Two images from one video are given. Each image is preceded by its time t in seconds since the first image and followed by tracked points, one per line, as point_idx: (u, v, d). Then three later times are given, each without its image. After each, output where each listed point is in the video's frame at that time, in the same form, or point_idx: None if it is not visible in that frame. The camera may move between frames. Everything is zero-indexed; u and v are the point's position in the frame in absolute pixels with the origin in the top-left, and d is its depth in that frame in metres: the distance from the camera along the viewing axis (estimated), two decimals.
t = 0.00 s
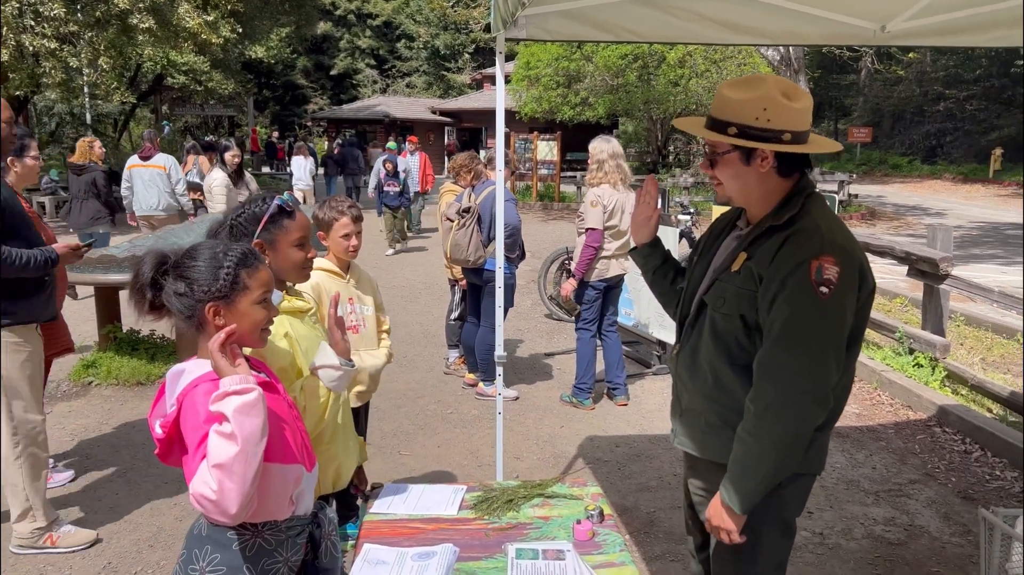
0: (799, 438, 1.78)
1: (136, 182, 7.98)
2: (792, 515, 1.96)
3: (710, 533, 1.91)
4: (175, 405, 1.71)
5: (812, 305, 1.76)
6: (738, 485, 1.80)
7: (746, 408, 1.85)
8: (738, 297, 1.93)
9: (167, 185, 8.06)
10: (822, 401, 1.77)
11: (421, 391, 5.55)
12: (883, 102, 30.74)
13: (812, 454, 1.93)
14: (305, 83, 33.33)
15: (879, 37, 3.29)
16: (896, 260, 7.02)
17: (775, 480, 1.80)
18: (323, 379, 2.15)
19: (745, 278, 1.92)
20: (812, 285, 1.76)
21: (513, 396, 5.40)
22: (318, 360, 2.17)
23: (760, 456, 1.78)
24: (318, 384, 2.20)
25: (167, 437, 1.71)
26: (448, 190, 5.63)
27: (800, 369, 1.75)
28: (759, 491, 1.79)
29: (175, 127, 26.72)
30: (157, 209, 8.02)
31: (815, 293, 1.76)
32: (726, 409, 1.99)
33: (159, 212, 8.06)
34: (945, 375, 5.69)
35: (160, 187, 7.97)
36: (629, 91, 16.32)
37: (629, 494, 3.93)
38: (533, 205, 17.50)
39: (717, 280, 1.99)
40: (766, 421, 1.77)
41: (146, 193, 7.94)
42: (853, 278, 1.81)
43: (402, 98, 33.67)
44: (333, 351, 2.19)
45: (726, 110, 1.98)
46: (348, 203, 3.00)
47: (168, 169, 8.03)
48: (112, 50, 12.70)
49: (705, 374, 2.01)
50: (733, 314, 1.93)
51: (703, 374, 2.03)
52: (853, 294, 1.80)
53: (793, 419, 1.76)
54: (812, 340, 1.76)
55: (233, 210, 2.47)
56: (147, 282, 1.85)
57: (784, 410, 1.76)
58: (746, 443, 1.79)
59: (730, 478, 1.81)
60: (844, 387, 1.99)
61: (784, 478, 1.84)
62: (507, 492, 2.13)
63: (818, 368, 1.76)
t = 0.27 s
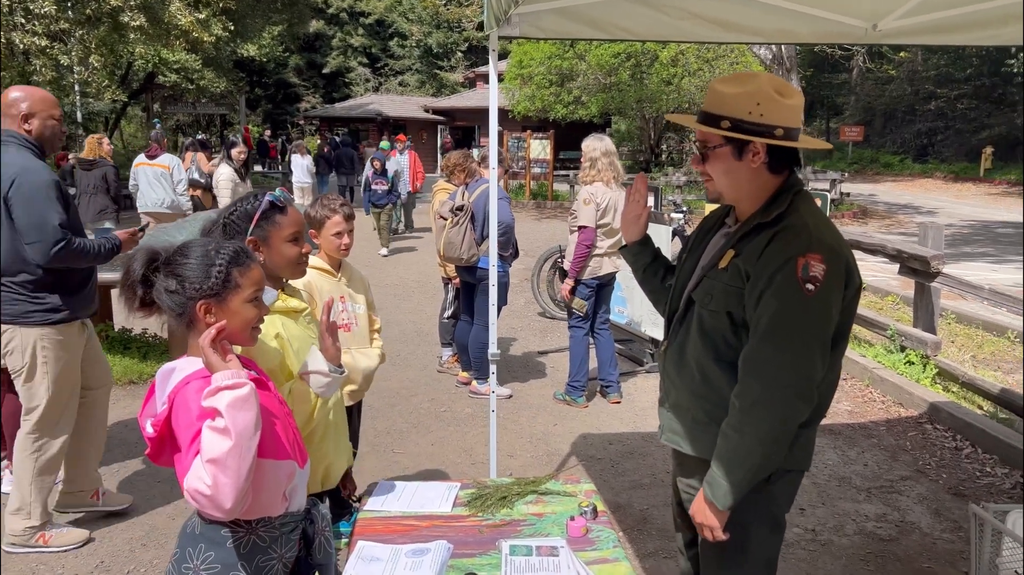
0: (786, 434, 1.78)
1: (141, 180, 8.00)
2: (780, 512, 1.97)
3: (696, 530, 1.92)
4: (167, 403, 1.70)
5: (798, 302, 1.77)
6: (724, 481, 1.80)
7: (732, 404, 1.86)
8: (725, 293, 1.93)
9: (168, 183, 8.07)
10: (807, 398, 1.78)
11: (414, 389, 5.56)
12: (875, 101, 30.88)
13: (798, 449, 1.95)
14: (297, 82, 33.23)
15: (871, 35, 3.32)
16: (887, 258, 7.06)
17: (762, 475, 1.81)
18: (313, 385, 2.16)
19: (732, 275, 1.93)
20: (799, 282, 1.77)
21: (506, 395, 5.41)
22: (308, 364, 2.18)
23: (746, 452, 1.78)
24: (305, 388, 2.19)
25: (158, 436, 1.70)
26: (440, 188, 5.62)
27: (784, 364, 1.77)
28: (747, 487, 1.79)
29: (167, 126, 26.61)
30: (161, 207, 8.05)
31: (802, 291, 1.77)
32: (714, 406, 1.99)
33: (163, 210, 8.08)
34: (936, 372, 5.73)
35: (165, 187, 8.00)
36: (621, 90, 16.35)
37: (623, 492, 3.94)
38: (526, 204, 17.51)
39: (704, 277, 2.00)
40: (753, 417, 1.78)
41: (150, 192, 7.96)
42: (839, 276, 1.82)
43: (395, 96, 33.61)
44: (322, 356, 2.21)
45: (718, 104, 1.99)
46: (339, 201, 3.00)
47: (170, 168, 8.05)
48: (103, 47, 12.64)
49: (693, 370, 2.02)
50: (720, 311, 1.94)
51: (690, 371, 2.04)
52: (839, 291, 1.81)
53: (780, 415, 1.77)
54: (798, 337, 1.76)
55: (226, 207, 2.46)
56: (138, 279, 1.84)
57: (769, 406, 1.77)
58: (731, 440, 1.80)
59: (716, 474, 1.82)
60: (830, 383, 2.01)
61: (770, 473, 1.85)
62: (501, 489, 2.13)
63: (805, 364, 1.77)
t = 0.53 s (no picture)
0: (773, 431, 1.79)
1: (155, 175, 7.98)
2: (767, 508, 1.98)
3: (684, 526, 1.93)
4: (157, 399, 1.70)
5: (785, 300, 1.78)
6: (712, 479, 1.81)
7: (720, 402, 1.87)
8: (713, 292, 1.94)
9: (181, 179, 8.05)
10: (794, 396, 1.80)
11: (407, 388, 5.55)
12: (868, 101, 31.01)
13: (786, 446, 1.96)
14: (290, 80, 33.13)
15: (862, 35, 3.34)
16: (879, 258, 7.09)
17: (749, 472, 1.82)
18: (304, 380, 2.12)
19: (720, 273, 1.93)
20: (786, 281, 1.78)
21: (499, 393, 5.41)
22: (298, 360, 2.13)
23: (735, 451, 1.79)
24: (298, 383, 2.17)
25: (149, 432, 1.70)
26: (433, 188, 5.61)
27: (771, 363, 1.78)
28: (734, 484, 1.80)
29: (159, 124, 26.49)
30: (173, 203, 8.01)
31: (789, 289, 1.78)
32: (702, 404, 2.00)
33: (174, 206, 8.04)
34: (927, 371, 5.77)
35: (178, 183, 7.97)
36: (615, 89, 16.37)
37: (614, 490, 3.95)
38: (520, 203, 17.50)
39: (692, 276, 2.00)
40: (741, 415, 1.79)
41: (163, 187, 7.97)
42: (826, 274, 1.83)
43: (389, 95, 33.54)
44: (312, 352, 2.14)
45: (701, 104, 2.00)
46: (329, 199, 3.01)
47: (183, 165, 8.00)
48: (94, 45, 12.57)
49: (681, 369, 2.03)
50: (709, 310, 1.95)
51: (678, 369, 2.05)
52: (826, 290, 1.83)
53: (768, 412, 1.78)
54: (786, 335, 1.77)
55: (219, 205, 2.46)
56: (126, 277, 1.83)
57: (757, 405, 1.78)
58: (720, 438, 1.81)
59: (704, 472, 1.83)
60: (818, 381, 2.02)
61: (758, 470, 1.86)
62: (492, 486, 2.13)
63: (792, 362, 1.78)
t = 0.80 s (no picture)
0: (769, 431, 1.80)
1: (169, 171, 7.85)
2: (762, 508, 1.99)
3: (681, 527, 1.93)
4: (152, 399, 1.70)
5: (781, 302, 1.79)
6: (709, 479, 1.82)
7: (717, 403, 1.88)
8: (709, 294, 1.95)
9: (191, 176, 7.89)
10: (790, 397, 1.80)
11: (403, 388, 5.55)
12: (864, 102, 31.10)
13: (781, 446, 1.97)
14: (286, 80, 33.10)
15: (858, 37, 3.35)
16: (874, 259, 7.11)
17: (745, 472, 1.82)
18: (308, 379, 2.11)
19: (716, 275, 1.94)
20: (782, 282, 1.79)
21: (495, 393, 5.41)
22: (301, 359, 2.12)
23: (731, 452, 1.80)
24: (301, 378, 2.14)
25: (144, 431, 1.70)
26: (430, 187, 5.61)
27: (768, 364, 1.78)
28: (730, 483, 1.81)
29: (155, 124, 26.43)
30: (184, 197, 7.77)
31: (786, 291, 1.79)
32: (698, 405, 2.01)
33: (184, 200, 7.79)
34: (922, 371, 5.79)
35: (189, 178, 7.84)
36: (612, 90, 16.39)
37: (610, 490, 3.96)
38: (516, 203, 17.51)
39: (688, 277, 2.01)
40: (737, 415, 1.80)
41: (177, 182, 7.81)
42: (820, 275, 1.85)
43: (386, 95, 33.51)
44: (316, 351, 2.14)
45: (699, 106, 2.01)
46: (322, 199, 3.01)
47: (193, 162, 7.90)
48: (90, 44, 12.53)
49: (677, 370, 2.04)
50: (705, 311, 1.96)
51: (674, 370, 2.05)
52: (821, 291, 1.84)
53: (763, 413, 1.79)
54: (782, 336, 1.78)
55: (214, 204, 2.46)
56: (122, 278, 1.83)
57: (754, 406, 1.79)
58: (717, 439, 1.81)
59: (701, 473, 1.83)
60: (813, 381, 2.03)
61: (754, 470, 1.86)
62: (487, 487, 2.14)
63: (788, 362, 1.79)
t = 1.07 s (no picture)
0: (768, 434, 1.81)
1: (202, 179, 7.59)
2: (762, 510, 2.00)
3: (681, 529, 1.94)
4: (148, 400, 1.70)
5: (780, 305, 1.79)
6: (709, 481, 1.82)
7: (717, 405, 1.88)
8: (709, 297, 1.96)
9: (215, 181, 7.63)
10: (791, 399, 1.81)
11: (400, 389, 5.56)
12: (862, 105, 31.18)
13: (781, 448, 1.98)
14: (285, 80, 33.10)
15: (855, 40, 3.37)
16: (871, 261, 7.13)
17: (746, 474, 1.83)
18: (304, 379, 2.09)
19: (716, 278, 1.95)
20: (781, 285, 1.80)
21: (492, 395, 5.42)
22: (298, 359, 2.10)
23: (731, 454, 1.80)
24: (298, 380, 2.14)
25: (141, 432, 1.71)
26: (427, 189, 5.61)
27: (768, 367, 1.79)
28: (730, 486, 1.81)
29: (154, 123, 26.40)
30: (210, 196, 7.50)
31: (785, 294, 1.80)
32: (698, 407, 2.02)
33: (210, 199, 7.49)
34: (918, 374, 5.79)
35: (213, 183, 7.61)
36: (610, 91, 16.39)
37: (606, 491, 3.96)
38: (514, 204, 17.52)
39: (688, 280, 2.02)
40: (737, 418, 1.80)
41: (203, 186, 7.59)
42: (819, 278, 1.85)
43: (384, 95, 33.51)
44: (313, 351, 2.11)
45: (700, 109, 2.01)
46: (317, 200, 3.02)
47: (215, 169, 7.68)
48: (89, 44, 12.52)
49: (677, 372, 2.04)
50: (705, 314, 1.96)
51: (675, 372, 2.06)
52: (821, 294, 1.84)
53: (763, 415, 1.79)
54: (781, 339, 1.79)
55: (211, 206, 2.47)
56: (120, 280, 1.82)
57: (754, 408, 1.79)
58: (717, 440, 1.82)
59: (702, 474, 1.84)
60: (813, 383, 2.04)
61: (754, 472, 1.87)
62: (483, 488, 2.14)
63: (787, 365, 1.79)
